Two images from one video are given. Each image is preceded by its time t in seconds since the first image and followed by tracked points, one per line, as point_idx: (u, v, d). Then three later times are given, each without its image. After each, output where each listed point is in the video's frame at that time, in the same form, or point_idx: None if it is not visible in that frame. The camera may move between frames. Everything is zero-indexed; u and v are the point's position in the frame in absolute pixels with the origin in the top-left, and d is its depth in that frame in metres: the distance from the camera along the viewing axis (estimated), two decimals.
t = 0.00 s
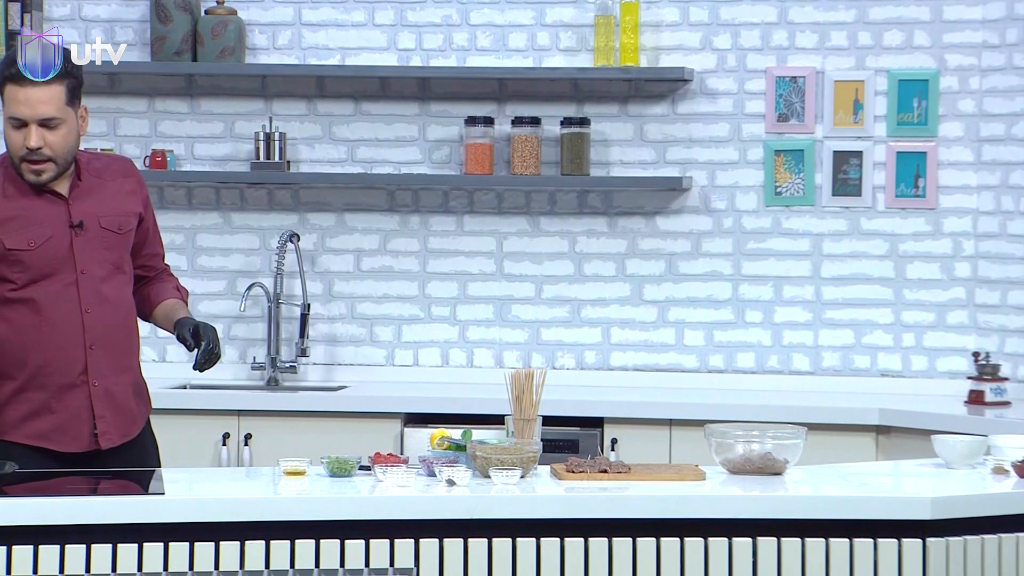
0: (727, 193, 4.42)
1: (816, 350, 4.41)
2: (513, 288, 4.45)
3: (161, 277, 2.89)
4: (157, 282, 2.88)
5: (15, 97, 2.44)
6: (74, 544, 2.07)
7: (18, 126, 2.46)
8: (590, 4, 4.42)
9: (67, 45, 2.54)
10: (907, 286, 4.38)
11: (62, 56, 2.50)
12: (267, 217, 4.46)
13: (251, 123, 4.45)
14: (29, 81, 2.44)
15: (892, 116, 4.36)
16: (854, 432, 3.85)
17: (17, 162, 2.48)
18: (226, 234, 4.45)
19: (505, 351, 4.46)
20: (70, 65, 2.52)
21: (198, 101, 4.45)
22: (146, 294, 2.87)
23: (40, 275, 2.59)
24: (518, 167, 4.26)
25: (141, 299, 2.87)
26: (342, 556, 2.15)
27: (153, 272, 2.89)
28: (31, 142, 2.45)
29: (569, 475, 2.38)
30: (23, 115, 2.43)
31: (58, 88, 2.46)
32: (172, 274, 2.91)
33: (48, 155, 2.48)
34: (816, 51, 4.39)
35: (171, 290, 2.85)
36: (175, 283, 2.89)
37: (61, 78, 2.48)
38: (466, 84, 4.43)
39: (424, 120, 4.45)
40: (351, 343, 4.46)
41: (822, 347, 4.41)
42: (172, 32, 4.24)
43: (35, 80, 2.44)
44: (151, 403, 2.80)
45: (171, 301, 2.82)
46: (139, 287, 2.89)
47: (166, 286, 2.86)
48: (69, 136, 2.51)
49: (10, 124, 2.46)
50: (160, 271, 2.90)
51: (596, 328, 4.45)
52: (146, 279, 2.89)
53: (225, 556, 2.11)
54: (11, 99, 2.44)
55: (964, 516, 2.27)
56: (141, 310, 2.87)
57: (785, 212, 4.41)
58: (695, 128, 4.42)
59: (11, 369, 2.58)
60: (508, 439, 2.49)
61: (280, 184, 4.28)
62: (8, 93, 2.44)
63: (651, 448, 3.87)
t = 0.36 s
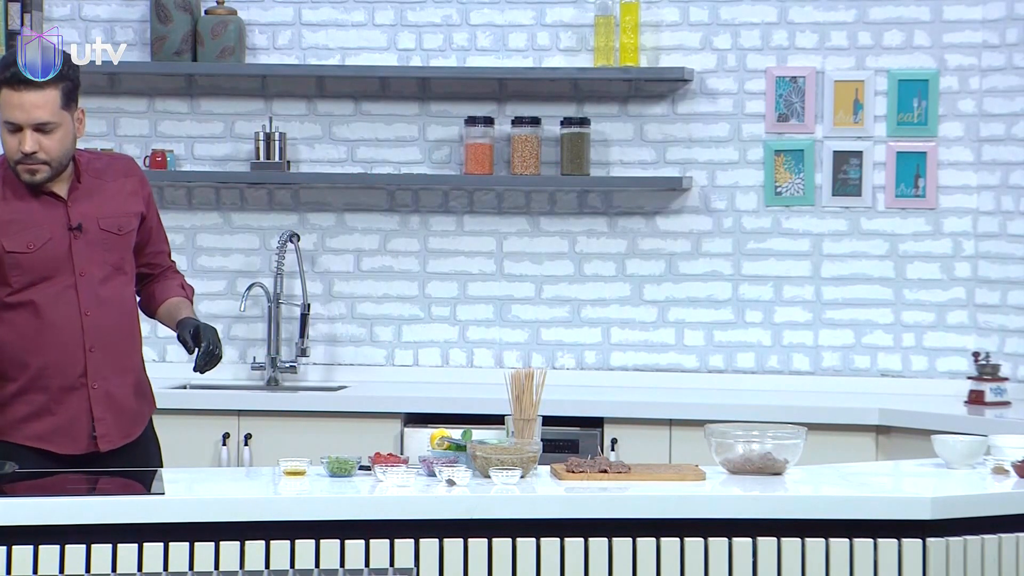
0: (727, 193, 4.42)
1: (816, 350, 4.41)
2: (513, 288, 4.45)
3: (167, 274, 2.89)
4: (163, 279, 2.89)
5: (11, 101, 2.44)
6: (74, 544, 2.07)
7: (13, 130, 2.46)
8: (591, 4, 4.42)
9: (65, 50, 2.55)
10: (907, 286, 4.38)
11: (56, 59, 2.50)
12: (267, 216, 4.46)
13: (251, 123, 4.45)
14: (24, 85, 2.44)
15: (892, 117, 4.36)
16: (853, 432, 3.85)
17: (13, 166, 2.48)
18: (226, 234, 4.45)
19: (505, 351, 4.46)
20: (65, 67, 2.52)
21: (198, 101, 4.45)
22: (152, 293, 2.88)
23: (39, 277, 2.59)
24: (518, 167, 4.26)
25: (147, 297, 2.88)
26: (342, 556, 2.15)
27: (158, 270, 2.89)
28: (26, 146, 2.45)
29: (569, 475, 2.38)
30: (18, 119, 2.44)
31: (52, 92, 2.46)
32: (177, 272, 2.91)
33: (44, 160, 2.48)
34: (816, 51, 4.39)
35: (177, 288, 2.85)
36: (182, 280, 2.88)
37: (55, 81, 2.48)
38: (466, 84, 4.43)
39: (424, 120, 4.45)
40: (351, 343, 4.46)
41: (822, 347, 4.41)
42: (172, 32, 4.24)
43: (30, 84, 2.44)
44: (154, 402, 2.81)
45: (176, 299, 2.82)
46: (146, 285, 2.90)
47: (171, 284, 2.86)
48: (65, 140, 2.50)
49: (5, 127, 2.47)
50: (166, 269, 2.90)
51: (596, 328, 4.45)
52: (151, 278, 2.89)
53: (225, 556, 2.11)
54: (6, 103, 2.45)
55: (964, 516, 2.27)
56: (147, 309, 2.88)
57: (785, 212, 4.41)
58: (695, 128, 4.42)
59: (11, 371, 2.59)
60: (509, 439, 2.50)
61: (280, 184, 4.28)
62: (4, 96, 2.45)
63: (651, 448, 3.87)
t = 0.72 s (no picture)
0: (727, 193, 4.42)
1: (816, 350, 4.41)
2: (512, 288, 4.45)
3: (164, 276, 2.89)
4: (161, 281, 2.89)
5: (10, 103, 2.44)
6: (74, 544, 2.07)
7: (13, 133, 2.46)
8: (591, 4, 4.42)
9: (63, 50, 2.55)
10: (907, 286, 4.38)
11: (55, 61, 2.50)
12: (267, 216, 4.46)
13: (251, 123, 4.45)
14: (23, 88, 2.44)
15: (892, 117, 4.36)
16: (853, 432, 3.85)
17: (12, 168, 2.48)
18: (226, 234, 4.45)
19: (505, 351, 4.46)
20: (65, 69, 2.52)
21: (198, 101, 4.45)
22: (150, 294, 2.87)
23: (37, 280, 2.59)
24: (518, 167, 4.26)
25: (146, 298, 2.88)
26: (342, 556, 2.15)
27: (156, 270, 2.89)
28: (26, 149, 2.45)
29: (569, 475, 2.38)
30: (17, 122, 2.44)
31: (52, 95, 2.46)
32: (176, 272, 2.91)
33: (44, 161, 2.48)
34: (816, 51, 4.39)
35: (175, 290, 2.85)
36: (180, 282, 2.89)
37: (54, 83, 2.48)
38: (467, 84, 4.43)
39: (424, 120, 4.45)
40: (351, 343, 4.46)
41: (822, 347, 4.41)
42: (172, 32, 4.24)
43: (29, 86, 2.44)
44: (153, 403, 2.81)
45: (174, 301, 2.82)
46: (143, 285, 2.90)
47: (170, 285, 2.86)
48: (64, 141, 2.51)
49: (4, 130, 2.46)
50: (164, 269, 2.90)
51: (596, 328, 4.45)
52: (150, 279, 2.89)
53: (225, 557, 2.11)
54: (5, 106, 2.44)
55: (964, 517, 2.27)
56: (144, 309, 2.88)
57: (785, 212, 4.41)
58: (695, 128, 4.42)
59: (10, 373, 2.59)
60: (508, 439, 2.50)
61: (280, 184, 4.28)
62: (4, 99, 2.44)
63: (651, 448, 3.87)
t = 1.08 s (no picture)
0: (728, 193, 4.42)
1: (816, 350, 4.41)
2: (512, 288, 4.45)
3: (160, 276, 2.89)
4: (157, 282, 2.89)
5: (10, 104, 2.44)
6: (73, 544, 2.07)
7: (13, 133, 2.46)
8: (591, 4, 4.42)
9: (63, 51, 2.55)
10: (907, 286, 4.38)
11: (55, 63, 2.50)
12: (267, 216, 4.46)
13: (251, 123, 4.45)
14: (23, 89, 2.44)
15: (892, 117, 4.36)
16: (854, 433, 3.84)
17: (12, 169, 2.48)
18: (226, 234, 4.45)
19: (505, 351, 4.46)
20: (65, 69, 2.52)
21: (198, 101, 4.45)
22: (147, 294, 2.87)
23: (38, 281, 2.59)
24: (518, 167, 4.25)
25: (142, 298, 2.88)
26: (342, 556, 2.15)
27: (152, 271, 2.89)
28: (26, 149, 2.45)
29: (569, 475, 2.38)
30: (18, 122, 2.43)
31: (52, 96, 2.46)
32: (171, 273, 2.91)
33: (44, 162, 2.48)
34: (816, 51, 4.39)
35: (171, 289, 2.85)
36: (176, 283, 2.89)
37: (54, 84, 2.48)
38: (467, 84, 4.43)
39: (424, 120, 4.45)
40: (351, 343, 4.46)
41: (822, 347, 4.41)
42: (172, 32, 4.24)
43: (29, 86, 2.44)
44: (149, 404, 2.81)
45: (172, 300, 2.82)
46: (139, 287, 2.90)
47: (167, 286, 2.86)
48: (64, 143, 2.51)
49: (4, 131, 2.46)
50: (160, 270, 2.90)
51: (596, 328, 4.45)
52: (145, 281, 2.89)
53: (225, 557, 2.11)
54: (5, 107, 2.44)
55: (964, 517, 2.27)
56: (140, 310, 2.88)
57: (785, 212, 4.41)
58: (696, 128, 4.42)
59: (10, 374, 2.58)
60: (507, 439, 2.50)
61: (280, 184, 4.28)
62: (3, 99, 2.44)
63: (651, 448, 3.87)
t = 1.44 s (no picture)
0: (734, 193, 4.42)
1: (822, 350, 4.40)
2: (518, 288, 4.45)
3: (166, 278, 2.89)
4: (163, 283, 2.89)
5: (20, 102, 2.45)
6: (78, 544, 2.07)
7: (24, 133, 2.46)
8: (597, 4, 4.42)
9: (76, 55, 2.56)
10: (913, 286, 4.38)
11: (67, 63, 2.51)
12: (273, 216, 4.46)
13: (257, 123, 4.46)
14: (34, 88, 2.45)
15: (899, 117, 4.36)
16: (860, 433, 3.84)
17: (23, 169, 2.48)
18: (232, 234, 4.46)
19: (511, 351, 4.45)
20: (77, 69, 2.53)
21: (205, 101, 4.45)
22: (153, 296, 2.88)
23: (45, 281, 2.59)
24: (524, 167, 4.25)
25: (149, 300, 2.88)
26: (347, 557, 2.15)
27: (158, 273, 2.89)
28: (36, 147, 2.45)
29: (575, 475, 2.38)
30: (29, 120, 2.44)
31: (63, 95, 2.47)
32: (177, 274, 2.91)
33: (54, 162, 2.48)
34: (822, 51, 4.39)
35: (177, 291, 2.86)
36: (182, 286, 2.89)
37: (65, 83, 2.48)
38: (473, 84, 4.43)
39: (430, 120, 4.45)
40: (357, 343, 4.46)
41: (828, 346, 4.40)
42: (178, 32, 4.25)
43: (38, 85, 2.45)
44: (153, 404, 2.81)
45: (178, 303, 2.83)
46: (145, 288, 2.90)
47: (173, 288, 2.87)
48: (74, 144, 2.51)
49: (15, 129, 2.46)
50: (166, 271, 2.90)
51: (603, 328, 4.45)
52: (151, 284, 2.89)
53: (230, 556, 2.11)
54: (16, 106, 2.45)
55: (970, 517, 2.27)
56: (147, 311, 2.88)
57: (791, 212, 4.41)
58: (702, 128, 4.42)
59: (17, 374, 2.58)
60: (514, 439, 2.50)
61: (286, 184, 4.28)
62: (14, 98, 2.45)
63: (657, 448, 3.87)
